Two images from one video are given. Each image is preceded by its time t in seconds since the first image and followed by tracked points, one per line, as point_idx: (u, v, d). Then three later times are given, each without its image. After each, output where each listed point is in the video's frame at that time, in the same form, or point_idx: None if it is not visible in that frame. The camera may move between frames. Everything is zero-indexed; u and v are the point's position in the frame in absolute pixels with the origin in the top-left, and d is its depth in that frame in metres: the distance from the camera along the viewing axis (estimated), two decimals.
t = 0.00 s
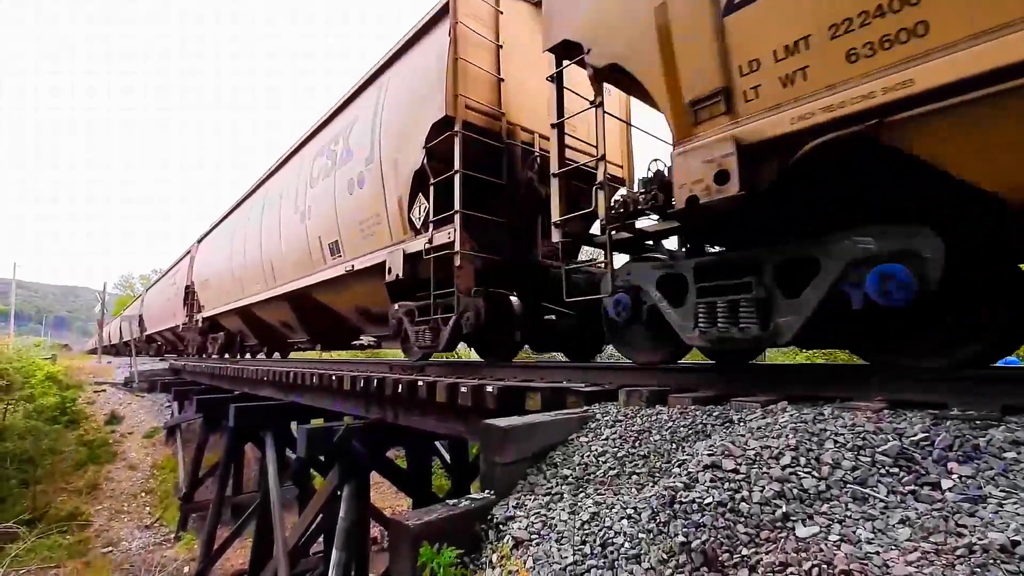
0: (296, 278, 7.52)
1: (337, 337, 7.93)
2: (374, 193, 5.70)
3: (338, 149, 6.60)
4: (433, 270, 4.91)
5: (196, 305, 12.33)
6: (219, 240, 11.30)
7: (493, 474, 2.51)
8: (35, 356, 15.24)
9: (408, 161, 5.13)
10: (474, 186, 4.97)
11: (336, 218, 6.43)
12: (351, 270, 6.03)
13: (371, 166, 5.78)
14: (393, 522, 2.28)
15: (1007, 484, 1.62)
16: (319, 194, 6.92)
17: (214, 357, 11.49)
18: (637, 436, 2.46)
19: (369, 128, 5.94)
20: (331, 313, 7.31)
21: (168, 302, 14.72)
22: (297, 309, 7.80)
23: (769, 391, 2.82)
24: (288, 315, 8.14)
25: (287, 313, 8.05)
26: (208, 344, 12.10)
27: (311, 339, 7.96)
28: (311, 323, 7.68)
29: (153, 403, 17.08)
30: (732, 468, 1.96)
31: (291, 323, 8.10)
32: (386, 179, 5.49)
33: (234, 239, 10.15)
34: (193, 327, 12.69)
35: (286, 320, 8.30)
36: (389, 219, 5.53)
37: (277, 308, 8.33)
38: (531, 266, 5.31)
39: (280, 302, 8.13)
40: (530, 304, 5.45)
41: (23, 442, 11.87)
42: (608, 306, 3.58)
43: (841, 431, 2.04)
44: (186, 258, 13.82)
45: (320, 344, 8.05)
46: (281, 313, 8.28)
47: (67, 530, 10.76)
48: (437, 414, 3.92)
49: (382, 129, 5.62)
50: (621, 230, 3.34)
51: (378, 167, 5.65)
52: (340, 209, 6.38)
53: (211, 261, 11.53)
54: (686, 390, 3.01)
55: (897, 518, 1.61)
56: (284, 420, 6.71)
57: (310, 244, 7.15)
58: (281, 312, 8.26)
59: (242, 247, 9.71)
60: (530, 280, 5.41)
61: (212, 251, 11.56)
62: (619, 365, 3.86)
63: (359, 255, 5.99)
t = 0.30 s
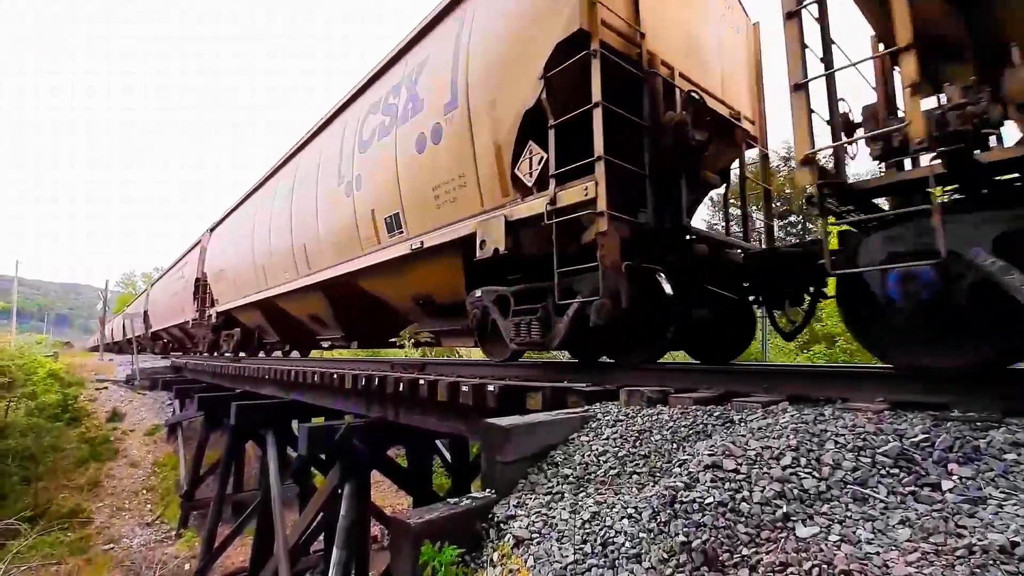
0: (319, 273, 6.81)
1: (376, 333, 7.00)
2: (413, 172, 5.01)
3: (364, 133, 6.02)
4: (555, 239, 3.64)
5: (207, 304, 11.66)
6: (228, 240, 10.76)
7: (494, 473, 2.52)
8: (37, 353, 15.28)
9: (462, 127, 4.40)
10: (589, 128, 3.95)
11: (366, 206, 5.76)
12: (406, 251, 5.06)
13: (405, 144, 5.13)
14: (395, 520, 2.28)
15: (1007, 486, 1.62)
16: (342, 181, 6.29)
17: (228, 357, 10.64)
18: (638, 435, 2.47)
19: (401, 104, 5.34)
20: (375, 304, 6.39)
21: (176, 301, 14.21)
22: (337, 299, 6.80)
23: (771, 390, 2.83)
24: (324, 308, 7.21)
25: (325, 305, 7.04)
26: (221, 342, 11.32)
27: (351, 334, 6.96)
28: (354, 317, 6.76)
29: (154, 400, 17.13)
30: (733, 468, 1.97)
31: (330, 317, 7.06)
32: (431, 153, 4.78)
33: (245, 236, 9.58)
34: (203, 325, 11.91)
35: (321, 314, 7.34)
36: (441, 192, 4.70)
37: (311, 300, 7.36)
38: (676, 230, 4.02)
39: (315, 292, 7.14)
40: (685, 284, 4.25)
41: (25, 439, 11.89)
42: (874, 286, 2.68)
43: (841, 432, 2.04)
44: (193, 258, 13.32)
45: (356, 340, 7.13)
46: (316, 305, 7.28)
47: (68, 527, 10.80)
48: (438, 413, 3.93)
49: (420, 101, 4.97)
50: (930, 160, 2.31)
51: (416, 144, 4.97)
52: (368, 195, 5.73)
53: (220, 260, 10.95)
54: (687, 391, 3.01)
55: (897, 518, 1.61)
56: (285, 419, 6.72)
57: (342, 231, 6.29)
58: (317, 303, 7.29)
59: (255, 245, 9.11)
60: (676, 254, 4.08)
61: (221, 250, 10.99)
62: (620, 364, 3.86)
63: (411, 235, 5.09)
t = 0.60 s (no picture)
0: (336, 272, 6.14)
1: (424, 327, 6.02)
2: (445, 155, 4.37)
3: (382, 118, 5.43)
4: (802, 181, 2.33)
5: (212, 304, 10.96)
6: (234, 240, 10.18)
7: (495, 472, 2.52)
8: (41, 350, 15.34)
9: (507, 98, 3.75)
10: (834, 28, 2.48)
11: (390, 195, 5.12)
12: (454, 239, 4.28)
13: (434, 124, 4.51)
14: (396, 518, 2.29)
15: (1009, 487, 1.62)
16: (353, 176, 5.82)
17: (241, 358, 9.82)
18: (639, 435, 2.47)
19: (427, 83, 4.74)
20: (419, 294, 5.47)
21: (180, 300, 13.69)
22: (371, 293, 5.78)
23: (771, 391, 2.83)
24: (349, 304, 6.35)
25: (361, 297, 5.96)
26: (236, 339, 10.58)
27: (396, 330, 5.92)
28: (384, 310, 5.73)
29: (156, 398, 17.20)
30: (734, 469, 1.97)
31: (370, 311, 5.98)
32: (467, 131, 4.13)
33: (253, 234, 8.99)
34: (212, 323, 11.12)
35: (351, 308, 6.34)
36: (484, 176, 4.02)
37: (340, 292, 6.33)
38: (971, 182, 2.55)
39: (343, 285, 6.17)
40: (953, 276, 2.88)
41: (28, 435, 11.91)
42: None
43: (843, 433, 2.04)
44: (198, 256, 12.79)
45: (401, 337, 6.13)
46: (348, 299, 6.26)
47: (70, 524, 10.85)
48: (439, 412, 3.93)
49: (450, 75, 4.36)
50: None
51: (447, 124, 4.35)
52: (392, 184, 5.10)
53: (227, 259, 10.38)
54: (687, 391, 3.01)
55: (899, 519, 1.61)
56: (286, 417, 6.74)
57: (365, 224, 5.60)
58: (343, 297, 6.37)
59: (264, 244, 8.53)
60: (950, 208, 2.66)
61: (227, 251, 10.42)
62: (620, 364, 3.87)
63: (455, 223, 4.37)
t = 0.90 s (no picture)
0: (334, 274, 5.72)
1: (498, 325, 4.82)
2: (439, 151, 3.97)
3: (384, 109, 4.99)
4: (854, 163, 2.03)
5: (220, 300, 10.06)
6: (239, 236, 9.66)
7: (496, 472, 2.52)
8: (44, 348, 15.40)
9: (499, 95, 3.39)
10: None
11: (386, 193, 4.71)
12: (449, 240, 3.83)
13: (432, 117, 4.09)
14: (397, 517, 2.28)
15: (1012, 490, 1.62)
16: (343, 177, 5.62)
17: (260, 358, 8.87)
18: (641, 436, 2.48)
19: (415, 84, 4.50)
20: (476, 286, 4.31)
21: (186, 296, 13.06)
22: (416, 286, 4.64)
23: (772, 392, 2.82)
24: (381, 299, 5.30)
25: (406, 290, 4.80)
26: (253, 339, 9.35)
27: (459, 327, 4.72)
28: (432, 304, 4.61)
29: (158, 396, 17.26)
30: (736, 469, 1.97)
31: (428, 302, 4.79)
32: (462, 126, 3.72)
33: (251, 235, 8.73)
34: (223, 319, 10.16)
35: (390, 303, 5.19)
36: (477, 175, 3.62)
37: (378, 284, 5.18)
38: None
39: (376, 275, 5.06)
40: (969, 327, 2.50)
41: (31, 433, 11.94)
42: None
43: (845, 434, 2.04)
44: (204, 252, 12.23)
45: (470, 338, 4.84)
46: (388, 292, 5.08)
47: (72, 521, 10.87)
48: (441, 411, 3.93)
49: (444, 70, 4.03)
50: None
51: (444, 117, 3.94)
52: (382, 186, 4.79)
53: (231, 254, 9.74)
54: (689, 391, 3.00)
55: (900, 521, 1.61)
56: (289, 416, 6.77)
57: (366, 220, 5.11)
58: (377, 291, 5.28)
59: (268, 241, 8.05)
60: None
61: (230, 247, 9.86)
62: (622, 364, 3.87)
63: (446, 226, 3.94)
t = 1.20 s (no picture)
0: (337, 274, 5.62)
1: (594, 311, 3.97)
2: (445, 152, 3.86)
3: (388, 109, 4.87)
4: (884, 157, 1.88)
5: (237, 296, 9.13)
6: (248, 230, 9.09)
7: (498, 471, 2.53)
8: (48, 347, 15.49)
9: (501, 99, 3.33)
10: None
11: (392, 193, 4.58)
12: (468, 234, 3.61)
13: (437, 116, 3.99)
14: (399, 516, 2.29)
15: (1014, 491, 1.61)
16: (344, 176, 5.57)
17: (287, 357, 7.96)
18: (642, 436, 2.48)
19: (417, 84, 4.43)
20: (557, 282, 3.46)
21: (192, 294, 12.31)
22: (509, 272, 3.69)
23: (774, 392, 2.81)
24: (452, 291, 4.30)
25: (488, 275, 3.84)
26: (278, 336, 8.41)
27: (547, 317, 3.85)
28: (530, 290, 3.64)
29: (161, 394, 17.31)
30: (738, 470, 1.97)
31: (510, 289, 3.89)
32: (473, 123, 3.58)
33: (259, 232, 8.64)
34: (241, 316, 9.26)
35: (466, 296, 4.20)
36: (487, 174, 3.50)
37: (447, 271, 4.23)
38: None
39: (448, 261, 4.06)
40: None
41: (32, 431, 11.98)
42: None
43: (847, 435, 2.04)
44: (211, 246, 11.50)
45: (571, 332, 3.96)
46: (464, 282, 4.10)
47: (73, 519, 10.91)
48: (442, 410, 3.94)
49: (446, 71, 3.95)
50: None
51: (452, 115, 3.80)
52: (383, 185, 4.75)
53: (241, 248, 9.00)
54: (690, 391, 2.99)
55: (902, 522, 1.61)
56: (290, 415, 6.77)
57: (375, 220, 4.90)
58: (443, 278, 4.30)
59: (274, 238, 7.80)
60: None
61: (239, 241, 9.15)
62: (625, 364, 3.85)
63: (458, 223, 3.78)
